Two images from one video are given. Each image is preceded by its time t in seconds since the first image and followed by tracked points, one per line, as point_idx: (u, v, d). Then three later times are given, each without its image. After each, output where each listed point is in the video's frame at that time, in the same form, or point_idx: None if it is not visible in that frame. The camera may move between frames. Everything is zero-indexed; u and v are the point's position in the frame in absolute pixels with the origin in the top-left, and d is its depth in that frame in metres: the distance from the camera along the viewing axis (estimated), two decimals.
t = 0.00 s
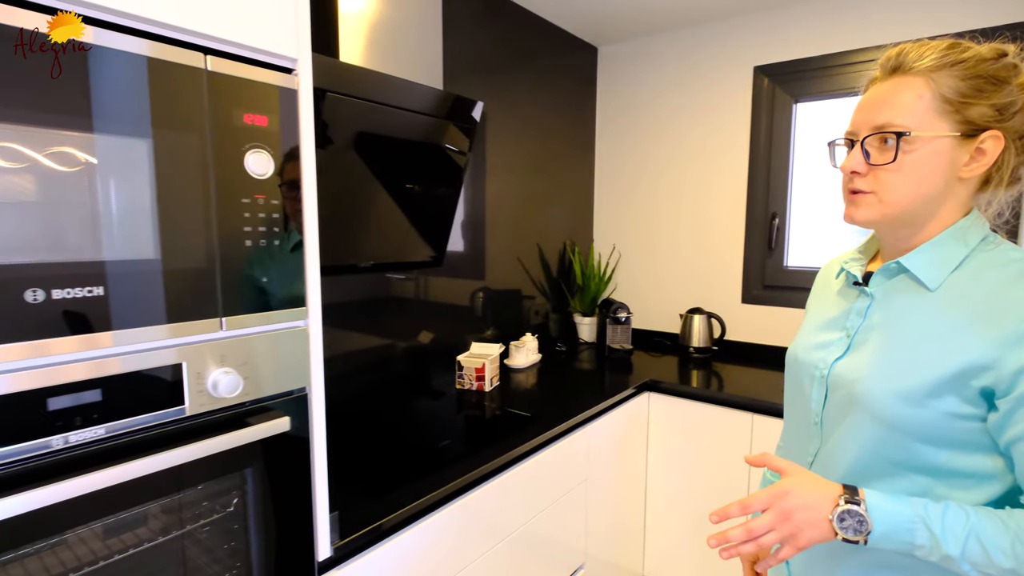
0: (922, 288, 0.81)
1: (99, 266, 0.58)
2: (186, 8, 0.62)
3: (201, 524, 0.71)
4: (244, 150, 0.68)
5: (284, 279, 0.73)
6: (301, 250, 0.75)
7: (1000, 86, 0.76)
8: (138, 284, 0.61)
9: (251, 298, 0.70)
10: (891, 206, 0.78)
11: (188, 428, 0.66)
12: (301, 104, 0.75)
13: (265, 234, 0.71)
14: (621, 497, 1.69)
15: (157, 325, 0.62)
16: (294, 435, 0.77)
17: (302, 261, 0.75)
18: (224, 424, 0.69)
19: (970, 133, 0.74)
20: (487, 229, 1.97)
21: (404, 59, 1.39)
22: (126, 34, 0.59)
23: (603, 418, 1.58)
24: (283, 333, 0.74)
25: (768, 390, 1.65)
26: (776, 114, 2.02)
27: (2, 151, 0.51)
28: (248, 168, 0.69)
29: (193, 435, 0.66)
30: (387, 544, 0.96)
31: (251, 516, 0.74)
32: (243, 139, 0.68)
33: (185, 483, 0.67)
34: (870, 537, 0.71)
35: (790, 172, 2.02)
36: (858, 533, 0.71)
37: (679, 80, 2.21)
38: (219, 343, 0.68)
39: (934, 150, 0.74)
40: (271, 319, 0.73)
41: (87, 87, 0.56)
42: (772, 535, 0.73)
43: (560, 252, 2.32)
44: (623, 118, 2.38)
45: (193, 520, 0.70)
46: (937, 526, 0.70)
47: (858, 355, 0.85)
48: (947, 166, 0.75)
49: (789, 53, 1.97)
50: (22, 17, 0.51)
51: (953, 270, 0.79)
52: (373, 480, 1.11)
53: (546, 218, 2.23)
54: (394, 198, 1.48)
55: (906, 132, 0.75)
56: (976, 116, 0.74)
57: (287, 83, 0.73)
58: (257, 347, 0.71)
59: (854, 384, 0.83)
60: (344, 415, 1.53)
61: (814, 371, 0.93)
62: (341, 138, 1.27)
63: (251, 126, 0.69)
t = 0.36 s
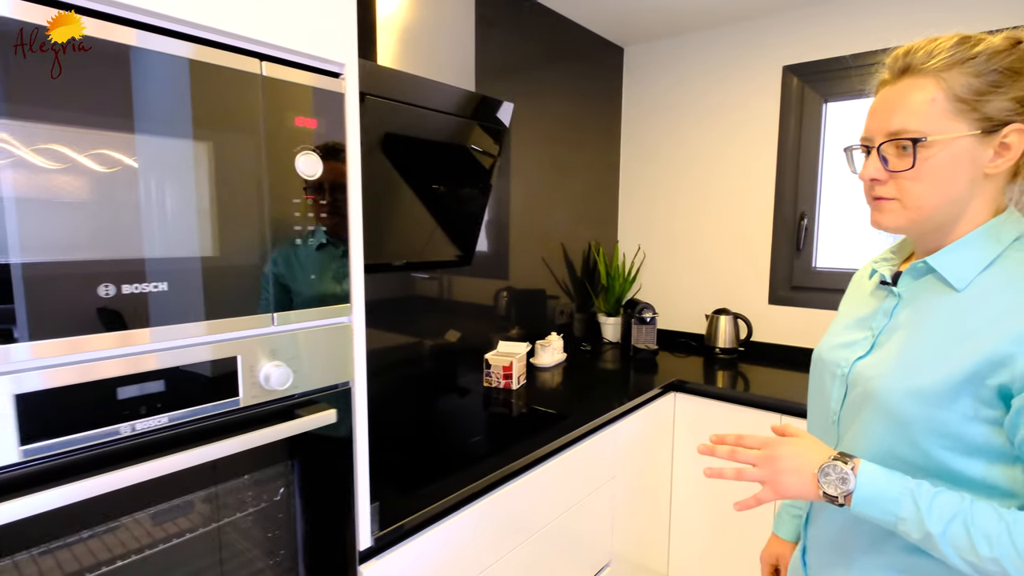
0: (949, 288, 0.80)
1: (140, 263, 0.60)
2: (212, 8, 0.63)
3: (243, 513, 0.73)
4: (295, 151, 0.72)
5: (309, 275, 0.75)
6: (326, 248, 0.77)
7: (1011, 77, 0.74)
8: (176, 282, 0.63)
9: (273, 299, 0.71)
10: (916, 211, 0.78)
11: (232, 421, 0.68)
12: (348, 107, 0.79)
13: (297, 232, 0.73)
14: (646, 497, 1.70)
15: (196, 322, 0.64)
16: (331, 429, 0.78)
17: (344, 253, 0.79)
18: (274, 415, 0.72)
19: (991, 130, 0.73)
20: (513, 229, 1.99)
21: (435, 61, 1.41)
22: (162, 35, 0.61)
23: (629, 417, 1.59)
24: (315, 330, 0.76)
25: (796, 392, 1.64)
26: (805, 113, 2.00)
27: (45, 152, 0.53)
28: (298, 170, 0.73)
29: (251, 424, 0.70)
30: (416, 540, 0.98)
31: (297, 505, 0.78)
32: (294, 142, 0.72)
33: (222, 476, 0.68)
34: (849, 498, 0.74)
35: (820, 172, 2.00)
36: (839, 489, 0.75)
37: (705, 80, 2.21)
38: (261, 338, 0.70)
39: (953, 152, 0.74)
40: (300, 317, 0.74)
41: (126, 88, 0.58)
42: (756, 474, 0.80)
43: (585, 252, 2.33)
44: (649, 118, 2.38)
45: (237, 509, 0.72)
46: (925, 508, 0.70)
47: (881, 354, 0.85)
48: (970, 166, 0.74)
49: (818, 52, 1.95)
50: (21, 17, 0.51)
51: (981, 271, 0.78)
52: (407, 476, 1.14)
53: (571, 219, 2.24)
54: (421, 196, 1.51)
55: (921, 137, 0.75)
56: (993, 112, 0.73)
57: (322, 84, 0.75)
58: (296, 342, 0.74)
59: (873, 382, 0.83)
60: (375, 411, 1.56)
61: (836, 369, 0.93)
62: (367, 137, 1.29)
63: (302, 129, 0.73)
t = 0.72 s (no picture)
0: (965, 290, 0.83)
1: (167, 266, 0.61)
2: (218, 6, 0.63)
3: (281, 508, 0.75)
4: (343, 158, 0.76)
5: (326, 277, 0.76)
6: (344, 248, 0.78)
7: None
8: (200, 284, 0.64)
9: (291, 298, 0.72)
10: (955, 209, 0.78)
11: (275, 419, 0.71)
12: (392, 117, 0.83)
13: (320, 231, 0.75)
14: (663, 495, 1.72)
15: (225, 324, 0.66)
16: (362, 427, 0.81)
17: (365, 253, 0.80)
18: (322, 409, 0.76)
19: None
20: (530, 231, 2.02)
21: (458, 67, 1.44)
22: (200, 43, 0.63)
23: (648, 416, 1.62)
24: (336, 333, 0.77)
25: (812, 391, 1.66)
26: (819, 116, 2.02)
27: (69, 155, 0.54)
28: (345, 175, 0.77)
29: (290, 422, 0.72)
30: (453, 529, 1.00)
31: (343, 495, 0.81)
32: (341, 150, 0.76)
33: (250, 477, 0.70)
34: (882, 506, 0.75)
35: (834, 175, 2.02)
36: (871, 499, 0.75)
37: (719, 84, 2.23)
38: (296, 340, 0.72)
39: (996, 153, 0.74)
40: (315, 321, 0.74)
41: (148, 92, 0.59)
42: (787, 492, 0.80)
43: (599, 253, 2.36)
44: (663, 121, 2.41)
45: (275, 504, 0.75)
46: (959, 514, 0.72)
47: (898, 355, 0.87)
48: (1008, 167, 0.75)
49: (832, 57, 1.98)
50: (18, 17, 0.51)
51: (996, 272, 0.80)
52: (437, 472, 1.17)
53: (586, 220, 2.27)
54: (435, 198, 1.55)
55: (967, 136, 0.75)
56: None
57: (343, 88, 0.76)
58: (322, 342, 0.75)
59: (892, 383, 0.85)
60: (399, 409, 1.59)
61: (853, 370, 0.95)
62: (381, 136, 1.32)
63: (349, 137, 0.77)
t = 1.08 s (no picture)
0: (986, 281, 0.82)
1: (190, 263, 0.61)
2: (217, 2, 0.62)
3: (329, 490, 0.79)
4: (388, 159, 0.81)
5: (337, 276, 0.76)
6: (357, 248, 0.78)
7: None
8: (221, 281, 0.64)
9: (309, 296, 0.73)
10: (989, 209, 0.76)
11: (305, 410, 0.72)
12: (430, 120, 0.87)
13: (340, 230, 0.76)
14: (676, 487, 1.76)
15: (249, 319, 0.66)
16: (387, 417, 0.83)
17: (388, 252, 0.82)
18: (364, 397, 0.80)
19: None
20: (544, 230, 2.06)
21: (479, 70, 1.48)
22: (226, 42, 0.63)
23: (662, 410, 1.66)
24: (341, 329, 0.77)
25: (821, 386, 1.70)
26: (827, 119, 2.06)
27: (86, 156, 0.53)
28: (386, 175, 0.81)
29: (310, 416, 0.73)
30: (479, 516, 1.03)
31: (382, 479, 0.85)
32: (387, 152, 0.81)
33: (273, 470, 0.70)
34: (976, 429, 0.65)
35: (841, 176, 2.06)
36: (974, 415, 0.65)
37: (728, 86, 2.27)
38: (342, 329, 0.77)
39: None
40: (327, 317, 0.75)
41: (163, 91, 0.58)
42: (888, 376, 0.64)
43: (610, 252, 2.40)
44: (672, 122, 2.45)
45: (317, 489, 0.78)
46: None
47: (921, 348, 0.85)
48: None
49: (840, 60, 2.01)
50: (17, 17, 0.49)
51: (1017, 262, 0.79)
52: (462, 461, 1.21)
53: (597, 221, 2.31)
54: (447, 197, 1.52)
55: (1002, 136, 0.74)
56: None
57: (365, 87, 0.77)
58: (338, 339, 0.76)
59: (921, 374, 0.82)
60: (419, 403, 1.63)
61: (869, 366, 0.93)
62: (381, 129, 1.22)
63: (393, 139, 0.82)
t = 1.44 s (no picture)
0: (983, 282, 0.85)
1: (202, 261, 0.62)
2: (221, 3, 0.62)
3: (349, 478, 0.82)
4: (407, 161, 0.84)
5: (339, 276, 0.77)
6: (358, 251, 0.80)
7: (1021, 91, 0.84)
8: (228, 279, 0.65)
9: (314, 295, 0.74)
10: (1000, 217, 0.80)
11: (319, 404, 0.75)
12: (446, 121, 0.90)
13: (366, 239, 0.80)
14: (679, 481, 1.80)
15: (260, 315, 0.68)
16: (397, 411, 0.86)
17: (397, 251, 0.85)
18: (383, 390, 0.84)
19: None
20: (548, 229, 2.10)
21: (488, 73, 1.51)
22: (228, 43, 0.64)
23: (664, 405, 1.69)
24: (345, 326, 0.78)
25: (821, 382, 1.73)
26: (826, 120, 2.10)
27: (95, 157, 0.53)
28: (405, 177, 0.84)
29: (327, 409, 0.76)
30: (490, 506, 1.07)
31: (399, 468, 0.89)
32: (405, 153, 0.84)
33: (284, 462, 0.73)
34: (913, 483, 0.77)
35: (840, 176, 2.10)
36: (899, 474, 0.78)
37: (728, 88, 2.31)
38: (364, 325, 0.81)
39: None
40: (331, 315, 0.76)
41: (167, 90, 0.58)
42: (818, 483, 0.83)
43: (612, 251, 2.44)
44: (673, 123, 2.48)
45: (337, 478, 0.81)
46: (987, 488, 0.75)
47: (920, 347, 0.89)
48: None
49: (839, 62, 2.05)
50: (18, 16, 0.49)
51: (1013, 265, 0.83)
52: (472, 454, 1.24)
53: (599, 220, 2.35)
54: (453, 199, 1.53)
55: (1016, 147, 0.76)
56: None
57: (369, 87, 0.78)
58: (346, 335, 0.78)
59: (921, 375, 0.86)
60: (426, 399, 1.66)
61: (870, 365, 0.97)
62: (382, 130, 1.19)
63: (412, 142, 0.85)
